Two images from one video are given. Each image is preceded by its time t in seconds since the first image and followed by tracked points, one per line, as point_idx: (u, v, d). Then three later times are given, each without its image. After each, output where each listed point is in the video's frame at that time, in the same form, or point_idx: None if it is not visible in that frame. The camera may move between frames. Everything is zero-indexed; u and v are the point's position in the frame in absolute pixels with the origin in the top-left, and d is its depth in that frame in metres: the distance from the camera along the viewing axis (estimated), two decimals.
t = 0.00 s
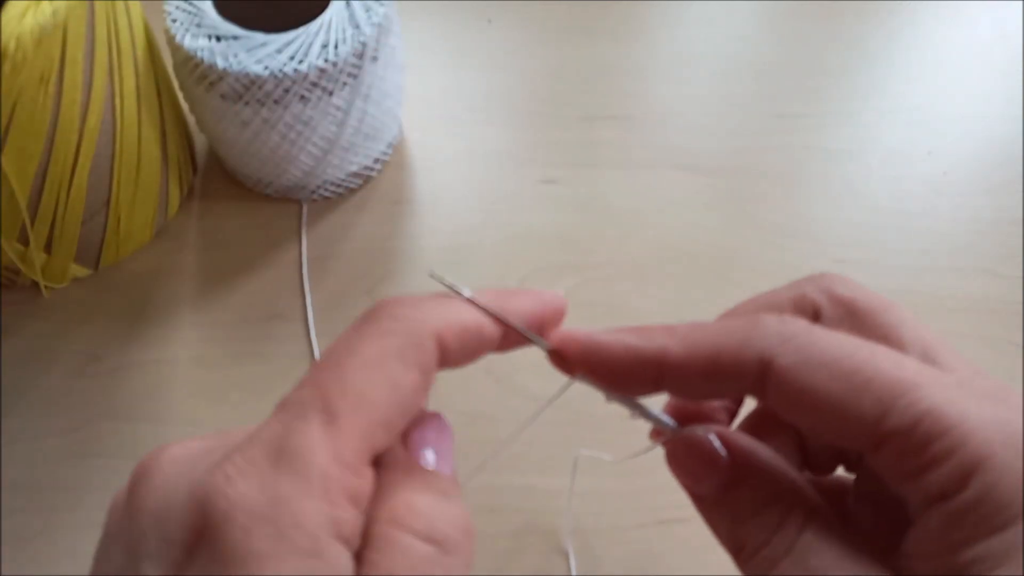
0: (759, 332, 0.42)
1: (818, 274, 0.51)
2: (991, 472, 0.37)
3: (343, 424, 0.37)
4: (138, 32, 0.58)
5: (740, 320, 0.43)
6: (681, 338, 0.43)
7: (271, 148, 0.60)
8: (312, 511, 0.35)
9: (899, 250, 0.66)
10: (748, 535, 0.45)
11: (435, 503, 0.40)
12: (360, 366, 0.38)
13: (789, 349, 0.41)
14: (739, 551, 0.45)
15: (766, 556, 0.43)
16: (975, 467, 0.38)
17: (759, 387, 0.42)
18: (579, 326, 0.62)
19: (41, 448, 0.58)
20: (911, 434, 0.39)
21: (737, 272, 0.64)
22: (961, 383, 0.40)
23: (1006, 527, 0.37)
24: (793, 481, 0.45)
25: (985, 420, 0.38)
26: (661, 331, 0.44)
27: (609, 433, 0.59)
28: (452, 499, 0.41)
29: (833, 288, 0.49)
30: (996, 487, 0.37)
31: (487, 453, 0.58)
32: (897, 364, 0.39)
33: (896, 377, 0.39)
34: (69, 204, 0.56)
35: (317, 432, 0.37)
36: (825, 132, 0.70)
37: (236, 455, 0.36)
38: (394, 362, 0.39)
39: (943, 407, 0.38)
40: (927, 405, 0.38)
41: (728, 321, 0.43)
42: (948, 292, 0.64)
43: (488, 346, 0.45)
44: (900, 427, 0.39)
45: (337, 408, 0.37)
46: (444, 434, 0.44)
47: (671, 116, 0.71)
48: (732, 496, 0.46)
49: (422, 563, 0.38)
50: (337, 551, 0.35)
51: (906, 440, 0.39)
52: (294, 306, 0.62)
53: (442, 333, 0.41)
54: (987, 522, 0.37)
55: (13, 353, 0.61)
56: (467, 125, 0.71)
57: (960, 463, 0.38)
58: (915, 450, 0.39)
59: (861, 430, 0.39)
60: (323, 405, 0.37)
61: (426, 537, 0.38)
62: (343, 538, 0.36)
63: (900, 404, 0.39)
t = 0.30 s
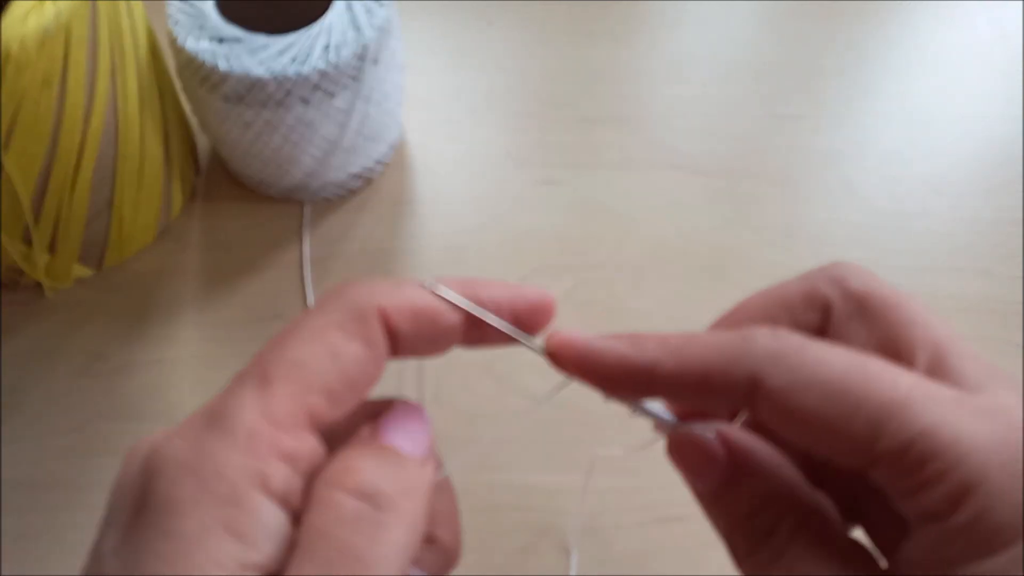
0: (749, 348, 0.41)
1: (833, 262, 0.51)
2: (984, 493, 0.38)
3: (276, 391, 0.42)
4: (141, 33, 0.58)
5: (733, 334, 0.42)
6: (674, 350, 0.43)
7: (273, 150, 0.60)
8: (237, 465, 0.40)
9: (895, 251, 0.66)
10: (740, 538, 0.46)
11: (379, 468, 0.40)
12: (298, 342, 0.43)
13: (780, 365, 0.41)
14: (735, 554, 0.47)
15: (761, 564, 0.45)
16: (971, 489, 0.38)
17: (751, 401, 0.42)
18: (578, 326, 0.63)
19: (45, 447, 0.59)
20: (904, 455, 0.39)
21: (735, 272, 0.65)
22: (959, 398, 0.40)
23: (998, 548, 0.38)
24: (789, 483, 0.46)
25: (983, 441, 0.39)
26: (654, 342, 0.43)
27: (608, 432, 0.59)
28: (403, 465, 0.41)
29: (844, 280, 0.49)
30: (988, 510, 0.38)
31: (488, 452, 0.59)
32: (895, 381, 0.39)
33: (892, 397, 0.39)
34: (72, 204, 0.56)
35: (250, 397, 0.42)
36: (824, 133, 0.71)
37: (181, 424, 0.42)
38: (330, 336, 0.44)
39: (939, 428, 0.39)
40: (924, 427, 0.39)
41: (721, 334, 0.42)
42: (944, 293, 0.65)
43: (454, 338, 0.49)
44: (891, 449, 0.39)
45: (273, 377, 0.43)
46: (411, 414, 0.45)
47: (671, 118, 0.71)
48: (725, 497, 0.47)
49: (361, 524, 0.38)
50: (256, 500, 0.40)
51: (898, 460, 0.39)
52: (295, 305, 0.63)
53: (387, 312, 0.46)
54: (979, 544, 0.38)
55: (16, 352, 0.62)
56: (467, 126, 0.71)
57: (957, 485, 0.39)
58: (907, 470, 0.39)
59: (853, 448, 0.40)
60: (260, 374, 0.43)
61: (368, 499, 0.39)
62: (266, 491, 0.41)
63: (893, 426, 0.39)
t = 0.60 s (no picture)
0: (792, 306, 0.39)
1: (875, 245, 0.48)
2: (1000, 506, 0.33)
3: (230, 378, 0.41)
4: (129, 25, 0.56)
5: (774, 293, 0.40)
6: (713, 310, 0.42)
7: (264, 145, 0.58)
8: (181, 452, 0.38)
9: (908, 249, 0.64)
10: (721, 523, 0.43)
11: (332, 461, 0.38)
12: (256, 331, 0.42)
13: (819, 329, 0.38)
14: (747, 561, 0.39)
15: (770, 564, 0.38)
16: (979, 496, 0.33)
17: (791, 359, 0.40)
18: (580, 326, 0.60)
19: (29, 451, 0.57)
20: (919, 447, 0.34)
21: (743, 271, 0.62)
22: (996, 407, 0.35)
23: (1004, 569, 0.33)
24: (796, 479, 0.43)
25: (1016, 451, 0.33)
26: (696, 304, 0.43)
27: (610, 437, 0.57)
28: (361, 458, 0.39)
29: (882, 265, 0.46)
30: (997, 524, 0.33)
31: (486, 456, 0.57)
32: (931, 369, 0.35)
33: (926, 381, 0.35)
34: (58, 202, 0.54)
35: (202, 383, 0.40)
36: (833, 128, 0.69)
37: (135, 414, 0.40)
38: (291, 324, 0.42)
39: (969, 425, 0.34)
40: (946, 418, 0.34)
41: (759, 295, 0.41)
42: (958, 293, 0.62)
43: (430, 337, 0.46)
44: (907, 436, 0.35)
45: (228, 365, 0.41)
46: (383, 410, 0.42)
47: (675, 113, 0.69)
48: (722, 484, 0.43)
49: (308, 516, 0.36)
50: (200, 489, 0.38)
51: (913, 451, 0.34)
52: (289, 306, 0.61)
53: (358, 302, 0.43)
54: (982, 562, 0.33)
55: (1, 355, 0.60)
56: (466, 121, 0.69)
57: (963, 488, 0.33)
58: (919, 468, 0.35)
59: (871, 428, 0.36)
60: (214, 363, 0.41)
61: (319, 492, 0.36)
62: (210, 480, 0.39)
63: (916, 411, 0.34)
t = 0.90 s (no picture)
0: (811, 298, 0.41)
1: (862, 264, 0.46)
2: (988, 497, 0.33)
3: (218, 382, 0.41)
4: (131, 27, 0.56)
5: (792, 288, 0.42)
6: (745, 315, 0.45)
7: (265, 145, 0.58)
8: (170, 458, 0.39)
9: (907, 248, 0.64)
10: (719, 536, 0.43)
11: (320, 460, 0.38)
12: (244, 333, 0.42)
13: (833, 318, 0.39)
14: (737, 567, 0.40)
15: (757, 573, 0.38)
16: (970, 484, 0.33)
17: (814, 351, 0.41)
18: (580, 326, 0.60)
19: (29, 451, 0.57)
20: (916, 435, 0.35)
21: (743, 271, 0.63)
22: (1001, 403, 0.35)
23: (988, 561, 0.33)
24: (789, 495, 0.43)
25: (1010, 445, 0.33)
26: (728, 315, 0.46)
27: (610, 436, 0.57)
28: (351, 457, 0.39)
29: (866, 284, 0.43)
30: (983, 516, 0.33)
31: (486, 457, 0.57)
32: (939, 359, 0.35)
33: (930, 369, 0.35)
34: (60, 203, 0.54)
35: (189, 388, 0.40)
36: (833, 128, 0.69)
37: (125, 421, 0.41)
38: (279, 326, 0.42)
39: (966, 415, 0.34)
40: (945, 406, 0.34)
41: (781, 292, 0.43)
42: (957, 292, 0.63)
43: (421, 335, 0.47)
44: (906, 423, 0.35)
45: (216, 368, 0.41)
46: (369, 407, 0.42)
47: (675, 113, 0.69)
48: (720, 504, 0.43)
49: (299, 517, 0.36)
50: (189, 494, 0.38)
51: (910, 439, 0.35)
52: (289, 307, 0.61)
53: (346, 302, 0.44)
54: (966, 552, 0.33)
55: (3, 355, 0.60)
56: (466, 121, 0.69)
57: (955, 476, 0.33)
58: (915, 455, 0.35)
59: (876, 414, 0.37)
60: (202, 368, 0.41)
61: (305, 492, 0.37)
62: (200, 484, 0.39)
63: (917, 399, 0.35)
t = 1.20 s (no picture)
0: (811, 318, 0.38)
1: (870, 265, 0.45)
2: None
3: (219, 373, 0.42)
4: (131, 27, 0.56)
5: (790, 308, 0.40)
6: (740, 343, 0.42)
7: (265, 145, 0.58)
8: (163, 442, 0.39)
9: (907, 248, 0.64)
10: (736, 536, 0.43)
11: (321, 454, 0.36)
12: (247, 332, 0.43)
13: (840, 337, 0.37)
14: (754, 567, 0.40)
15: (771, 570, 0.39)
16: (1009, 500, 0.31)
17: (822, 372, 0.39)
18: (580, 326, 0.61)
19: (29, 451, 0.57)
20: (948, 452, 0.33)
21: (742, 271, 0.63)
22: None
23: None
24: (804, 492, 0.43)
25: None
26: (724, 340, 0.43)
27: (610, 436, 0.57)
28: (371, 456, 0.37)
29: (880, 286, 0.43)
30: None
31: (486, 457, 0.57)
32: (957, 368, 0.33)
33: (953, 383, 0.33)
34: (60, 203, 0.54)
35: (191, 377, 0.41)
36: (833, 128, 0.69)
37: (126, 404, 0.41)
38: (280, 326, 0.43)
39: (997, 426, 0.32)
40: (975, 422, 0.32)
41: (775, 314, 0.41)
42: (957, 293, 0.63)
43: (425, 339, 0.47)
44: (937, 442, 0.33)
45: (217, 362, 0.42)
46: (403, 406, 0.40)
47: (675, 113, 0.69)
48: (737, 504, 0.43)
49: (289, 511, 0.34)
50: (178, 479, 0.38)
51: (942, 457, 0.33)
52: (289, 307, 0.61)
53: (347, 306, 0.45)
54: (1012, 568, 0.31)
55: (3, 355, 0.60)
56: (466, 121, 0.69)
57: (993, 494, 0.32)
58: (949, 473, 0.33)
59: (900, 435, 0.35)
60: (206, 361, 0.42)
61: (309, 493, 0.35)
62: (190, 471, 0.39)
63: (943, 416, 0.33)
